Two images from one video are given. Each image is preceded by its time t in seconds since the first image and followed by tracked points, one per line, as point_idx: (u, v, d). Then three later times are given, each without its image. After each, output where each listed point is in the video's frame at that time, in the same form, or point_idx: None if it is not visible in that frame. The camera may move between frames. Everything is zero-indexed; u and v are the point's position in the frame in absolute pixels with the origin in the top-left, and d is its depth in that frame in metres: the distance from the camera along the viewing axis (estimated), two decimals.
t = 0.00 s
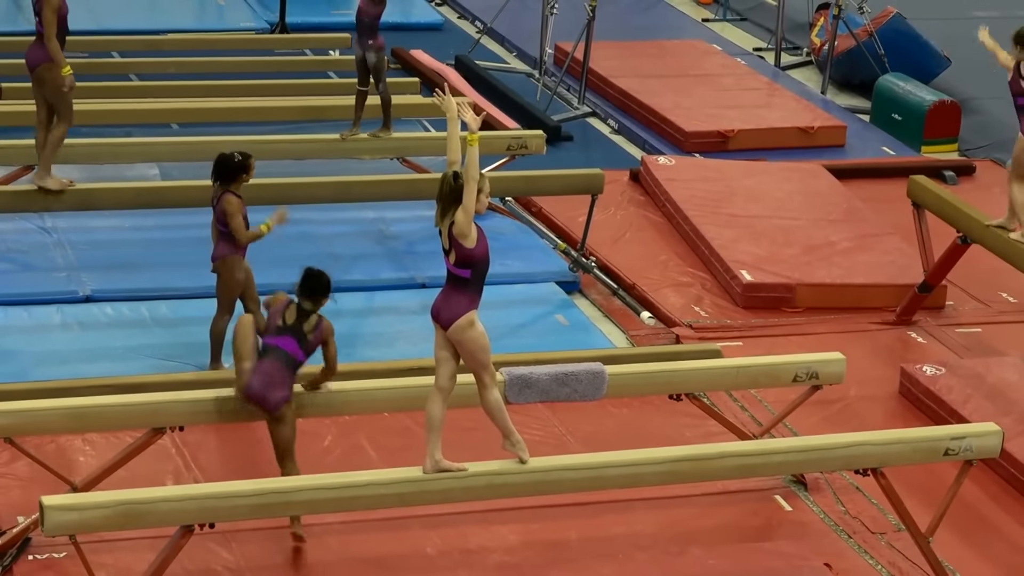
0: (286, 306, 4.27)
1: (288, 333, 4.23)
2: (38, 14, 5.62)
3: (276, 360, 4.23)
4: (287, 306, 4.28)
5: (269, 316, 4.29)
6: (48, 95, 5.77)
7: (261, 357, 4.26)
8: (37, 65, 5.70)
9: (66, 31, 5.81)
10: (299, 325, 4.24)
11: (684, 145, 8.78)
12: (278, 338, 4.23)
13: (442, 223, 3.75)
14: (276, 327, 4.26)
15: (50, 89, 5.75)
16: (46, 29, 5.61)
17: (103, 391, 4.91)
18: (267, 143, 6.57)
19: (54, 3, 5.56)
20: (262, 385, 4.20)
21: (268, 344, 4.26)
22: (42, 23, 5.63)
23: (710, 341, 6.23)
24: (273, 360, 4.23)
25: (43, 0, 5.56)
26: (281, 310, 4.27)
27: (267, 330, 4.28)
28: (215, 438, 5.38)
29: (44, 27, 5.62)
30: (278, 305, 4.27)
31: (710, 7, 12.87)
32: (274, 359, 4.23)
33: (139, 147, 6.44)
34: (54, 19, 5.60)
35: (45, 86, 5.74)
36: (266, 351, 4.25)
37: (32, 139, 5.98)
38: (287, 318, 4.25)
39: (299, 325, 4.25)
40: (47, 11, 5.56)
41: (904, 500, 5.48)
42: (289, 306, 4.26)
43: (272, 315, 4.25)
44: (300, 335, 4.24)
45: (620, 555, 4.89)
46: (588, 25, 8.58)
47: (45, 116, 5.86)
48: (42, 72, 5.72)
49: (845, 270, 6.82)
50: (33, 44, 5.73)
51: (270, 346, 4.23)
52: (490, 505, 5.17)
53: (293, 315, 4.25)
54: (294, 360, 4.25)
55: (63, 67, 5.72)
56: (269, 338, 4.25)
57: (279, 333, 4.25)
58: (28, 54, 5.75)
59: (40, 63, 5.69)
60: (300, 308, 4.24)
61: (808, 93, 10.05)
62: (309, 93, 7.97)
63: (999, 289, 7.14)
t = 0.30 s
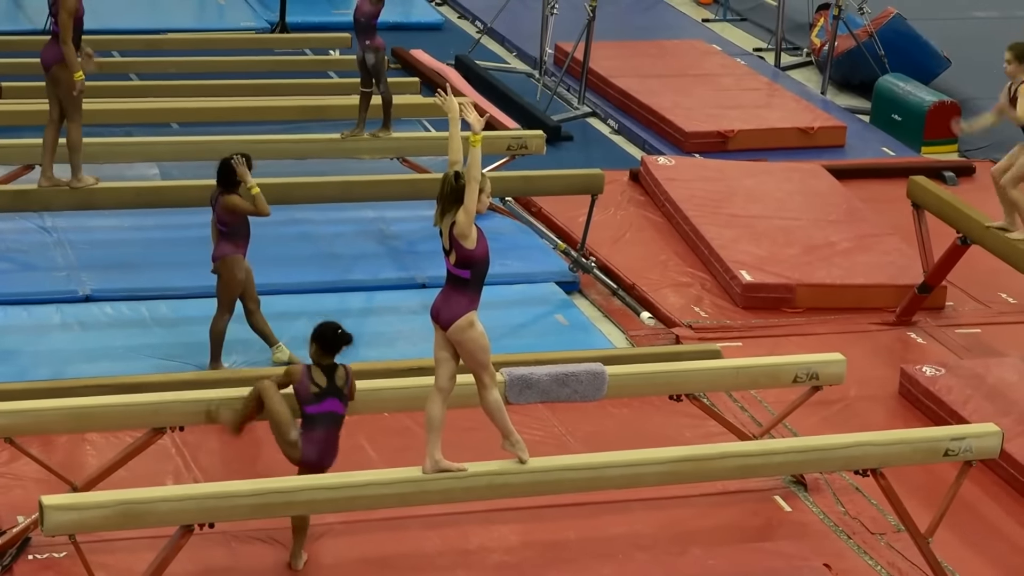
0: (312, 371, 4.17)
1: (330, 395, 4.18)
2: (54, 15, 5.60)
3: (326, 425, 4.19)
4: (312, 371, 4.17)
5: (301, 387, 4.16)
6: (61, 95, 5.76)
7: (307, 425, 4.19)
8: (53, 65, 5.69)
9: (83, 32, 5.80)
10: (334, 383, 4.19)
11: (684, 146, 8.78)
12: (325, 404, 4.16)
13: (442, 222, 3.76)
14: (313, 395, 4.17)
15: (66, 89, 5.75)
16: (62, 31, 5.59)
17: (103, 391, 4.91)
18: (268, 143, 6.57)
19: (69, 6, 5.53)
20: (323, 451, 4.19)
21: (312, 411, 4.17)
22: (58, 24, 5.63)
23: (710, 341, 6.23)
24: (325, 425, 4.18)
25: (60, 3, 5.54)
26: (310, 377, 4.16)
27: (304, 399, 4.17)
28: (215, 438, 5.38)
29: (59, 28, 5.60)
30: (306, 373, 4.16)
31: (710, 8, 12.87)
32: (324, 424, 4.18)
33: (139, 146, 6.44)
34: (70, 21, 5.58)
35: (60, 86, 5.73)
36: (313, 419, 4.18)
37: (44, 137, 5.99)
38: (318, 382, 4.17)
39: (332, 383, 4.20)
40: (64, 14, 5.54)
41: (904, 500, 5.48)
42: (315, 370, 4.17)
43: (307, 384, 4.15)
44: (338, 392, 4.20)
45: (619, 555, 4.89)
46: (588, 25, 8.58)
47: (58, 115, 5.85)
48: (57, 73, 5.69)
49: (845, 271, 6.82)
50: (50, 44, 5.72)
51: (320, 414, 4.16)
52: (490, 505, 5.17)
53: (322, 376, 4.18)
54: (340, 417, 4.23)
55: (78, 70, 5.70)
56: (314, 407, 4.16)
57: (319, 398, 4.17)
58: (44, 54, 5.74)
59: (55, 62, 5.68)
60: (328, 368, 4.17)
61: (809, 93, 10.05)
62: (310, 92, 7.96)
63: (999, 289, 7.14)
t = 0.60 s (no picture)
0: (318, 371, 4.22)
1: (342, 389, 4.24)
2: (64, 15, 5.61)
3: (347, 419, 4.25)
4: (317, 371, 4.23)
5: (311, 388, 4.22)
6: (70, 94, 5.77)
7: (328, 424, 4.24)
8: (63, 64, 5.70)
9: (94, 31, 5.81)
10: (342, 376, 4.25)
11: (684, 146, 8.78)
12: (339, 399, 4.22)
13: (448, 221, 3.75)
14: (326, 393, 4.22)
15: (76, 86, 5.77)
16: (71, 31, 5.59)
17: (103, 391, 4.91)
18: (268, 143, 6.56)
19: (77, 5, 5.53)
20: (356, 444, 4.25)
21: (329, 410, 4.23)
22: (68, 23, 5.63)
23: (709, 341, 6.23)
24: (346, 419, 4.24)
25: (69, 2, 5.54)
26: (318, 378, 4.22)
27: (317, 400, 4.23)
28: (215, 438, 5.38)
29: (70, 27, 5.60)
30: (312, 375, 4.21)
31: (710, 7, 12.87)
32: (345, 418, 4.24)
33: (139, 146, 6.44)
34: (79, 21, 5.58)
35: (69, 84, 5.74)
36: (333, 417, 4.23)
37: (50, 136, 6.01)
38: (327, 379, 4.22)
39: (340, 378, 4.26)
40: (74, 14, 5.54)
41: (904, 500, 5.48)
42: (321, 369, 4.22)
43: (317, 384, 4.20)
44: (348, 383, 4.26)
45: (619, 555, 4.89)
46: (588, 25, 8.59)
47: (65, 113, 5.86)
48: (67, 71, 5.71)
49: (845, 271, 6.82)
50: (61, 41, 5.72)
51: (338, 409, 4.21)
52: (490, 505, 5.17)
53: (329, 374, 4.23)
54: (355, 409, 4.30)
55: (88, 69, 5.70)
56: (330, 405, 4.22)
57: (332, 394, 4.22)
58: (54, 53, 5.75)
59: (65, 61, 5.69)
60: (331, 363, 4.23)
61: (809, 93, 10.04)
62: (309, 92, 7.96)
63: (999, 290, 7.14)
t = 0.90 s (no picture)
0: (315, 364, 4.20)
1: (339, 379, 4.24)
2: (66, 13, 5.59)
3: (345, 408, 4.26)
4: (313, 364, 4.21)
5: (310, 382, 4.20)
6: (72, 93, 5.75)
7: (329, 416, 4.23)
8: (65, 63, 5.66)
9: (94, 31, 5.78)
10: (338, 366, 4.25)
11: (683, 146, 8.78)
12: (338, 390, 4.22)
13: (470, 221, 3.75)
14: (324, 385, 4.22)
15: (77, 85, 5.73)
16: (75, 28, 5.57)
17: (102, 391, 4.91)
18: (268, 142, 6.56)
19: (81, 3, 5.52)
20: (356, 432, 4.26)
21: (328, 402, 4.23)
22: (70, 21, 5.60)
23: (708, 342, 6.23)
24: (346, 409, 4.25)
25: None
26: (315, 370, 4.20)
27: (315, 392, 4.22)
28: (214, 438, 5.38)
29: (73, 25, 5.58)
30: (310, 368, 4.19)
31: (710, 8, 12.87)
32: (344, 408, 4.25)
33: (138, 145, 6.43)
34: (82, 19, 5.57)
35: (71, 83, 5.71)
36: (333, 408, 4.23)
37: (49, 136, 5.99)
38: (325, 371, 4.21)
39: (335, 369, 4.25)
40: (76, 11, 5.53)
41: (902, 502, 5.48)
42: (317, 361, 4.21)
43: (317, 377, 4.19)
44: (344, 372, 4.27)
45: (618, 556, 4.90)
46: (587, 26, 8.58)
47: (66, 112, 5.84)
48: (69, 70, 5.68)
49: (844, 272, 6.82)
50: (61, 41, 5.68)
51: (338, 400, 4.22)
52: (489, 505, 5.17)
53: (326, 365, 4.22)
54: (351, 398, 4.30)
55: (92, 67, 5.67)
56: (329, 397, 4.22)
57: (330, 385, 4.22)
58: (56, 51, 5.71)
59: (68, 60, 5.65)
60: (327, 354, 4.22)
61: (808, 95, 10.05)
62: (309, 92, 7.96)
63: (998, 291, 7.14)
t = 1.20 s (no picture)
0: (310, 359, 4.17)
1: (330, 377, 4.21)
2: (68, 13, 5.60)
3: (329, 406, 4.26)
4: (307, 358, 4.17)
5: (302, 376, 4.17)
6: (71, 94, 5.74)
7: (312, 410, 4.23)
8: (65, 63, 5.65)
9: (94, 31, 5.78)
10: (331, 364, 4.22)
11: (682, 147, 8.78)
12: (328, 388, 4.20)
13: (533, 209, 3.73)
14: (314, 381, 4.20)
15: (75, 85, 5.73)
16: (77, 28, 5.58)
17: (101, 392, 4.91)
18: (266, 143, 6.57)
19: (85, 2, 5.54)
20: (333, 433, 4.26)
21: (314, 398, 4.22)
22: (74, 22, 5.62)
23: (707, 343, 6.23)
24: (330, 406, 4.26)
25: None
26: (308, 365, 4.17)
27: (304, 386, 4.20)
28: (212, 439, 5.39)
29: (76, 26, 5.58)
30: (304, 362, 4.16)
31: (708, 9, 12.87)
32: (329, 405, 4.25)
33: (137, 146, 6.42)
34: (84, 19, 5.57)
35: (70, 84, 5.70)
36: (318, 404, 4.24)
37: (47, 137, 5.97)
38: (317, 367, 4.19)
39: (328, 366, 4.22)
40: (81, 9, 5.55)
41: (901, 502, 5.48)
42: (312, 356, 4.17)
43: (309, 372, 4.17)
44: (336, 371, 4.24)
45: (617, 557, 4.90)
46: (586, 27, 8.59)
47: (65, 113, 5.82)
48: (69, 71, 5.68)
49: (842, 273, 6.82)
50: (61, 41, 5.67)
51: (324, 398, 4.22)
52: (488, 506, 5.18)
53: (320, 362, 4.19)
54: (339, 396, 4.29)
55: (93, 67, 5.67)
56: (317, 394, 4.20)
57: (320, 382, 4.20)
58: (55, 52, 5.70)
59: (68, 60, 5.64)
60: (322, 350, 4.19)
61: (806, 95, 10.05)
62: (308, 94, 7.96)
63: (997, 292, 7.14)
